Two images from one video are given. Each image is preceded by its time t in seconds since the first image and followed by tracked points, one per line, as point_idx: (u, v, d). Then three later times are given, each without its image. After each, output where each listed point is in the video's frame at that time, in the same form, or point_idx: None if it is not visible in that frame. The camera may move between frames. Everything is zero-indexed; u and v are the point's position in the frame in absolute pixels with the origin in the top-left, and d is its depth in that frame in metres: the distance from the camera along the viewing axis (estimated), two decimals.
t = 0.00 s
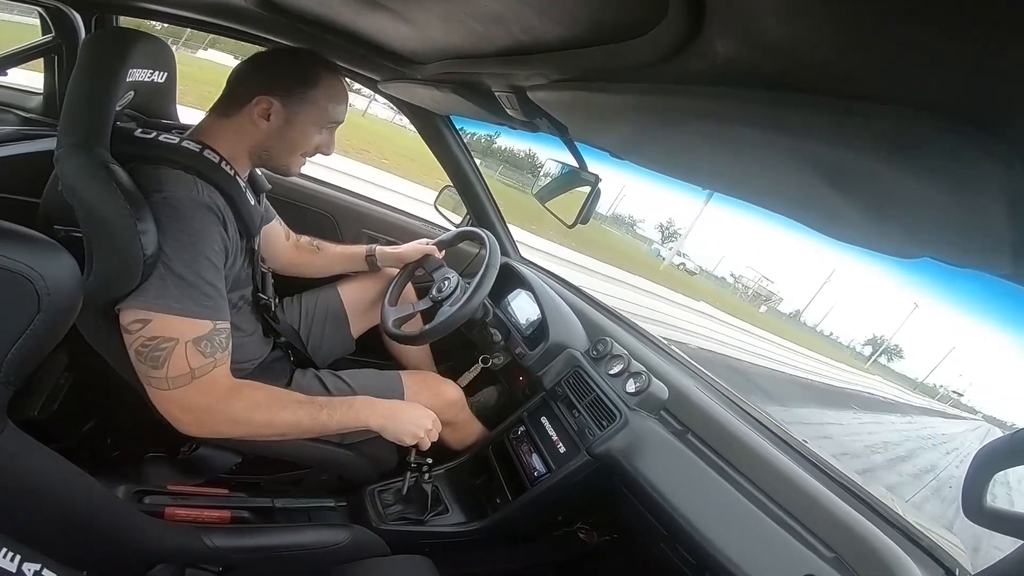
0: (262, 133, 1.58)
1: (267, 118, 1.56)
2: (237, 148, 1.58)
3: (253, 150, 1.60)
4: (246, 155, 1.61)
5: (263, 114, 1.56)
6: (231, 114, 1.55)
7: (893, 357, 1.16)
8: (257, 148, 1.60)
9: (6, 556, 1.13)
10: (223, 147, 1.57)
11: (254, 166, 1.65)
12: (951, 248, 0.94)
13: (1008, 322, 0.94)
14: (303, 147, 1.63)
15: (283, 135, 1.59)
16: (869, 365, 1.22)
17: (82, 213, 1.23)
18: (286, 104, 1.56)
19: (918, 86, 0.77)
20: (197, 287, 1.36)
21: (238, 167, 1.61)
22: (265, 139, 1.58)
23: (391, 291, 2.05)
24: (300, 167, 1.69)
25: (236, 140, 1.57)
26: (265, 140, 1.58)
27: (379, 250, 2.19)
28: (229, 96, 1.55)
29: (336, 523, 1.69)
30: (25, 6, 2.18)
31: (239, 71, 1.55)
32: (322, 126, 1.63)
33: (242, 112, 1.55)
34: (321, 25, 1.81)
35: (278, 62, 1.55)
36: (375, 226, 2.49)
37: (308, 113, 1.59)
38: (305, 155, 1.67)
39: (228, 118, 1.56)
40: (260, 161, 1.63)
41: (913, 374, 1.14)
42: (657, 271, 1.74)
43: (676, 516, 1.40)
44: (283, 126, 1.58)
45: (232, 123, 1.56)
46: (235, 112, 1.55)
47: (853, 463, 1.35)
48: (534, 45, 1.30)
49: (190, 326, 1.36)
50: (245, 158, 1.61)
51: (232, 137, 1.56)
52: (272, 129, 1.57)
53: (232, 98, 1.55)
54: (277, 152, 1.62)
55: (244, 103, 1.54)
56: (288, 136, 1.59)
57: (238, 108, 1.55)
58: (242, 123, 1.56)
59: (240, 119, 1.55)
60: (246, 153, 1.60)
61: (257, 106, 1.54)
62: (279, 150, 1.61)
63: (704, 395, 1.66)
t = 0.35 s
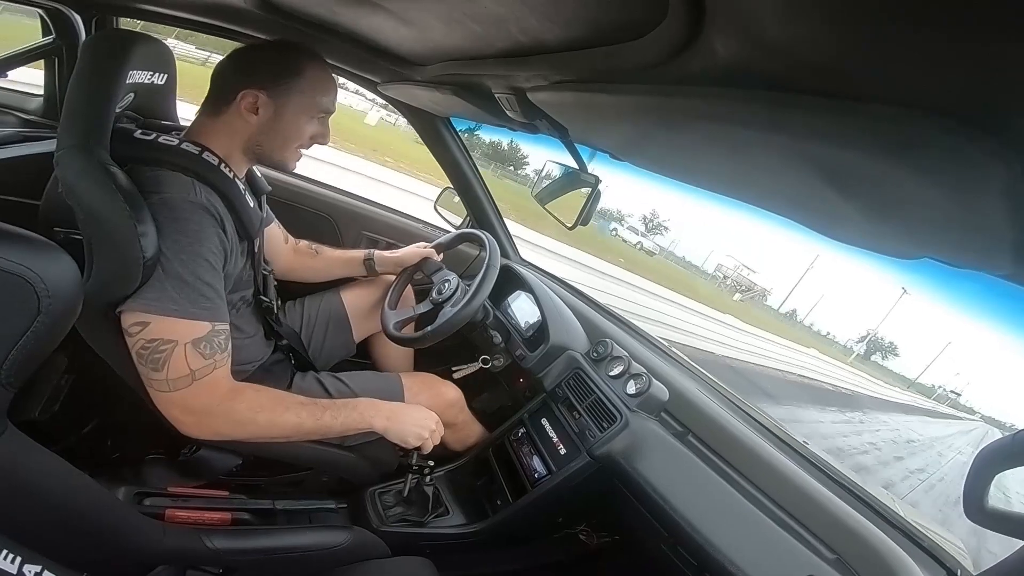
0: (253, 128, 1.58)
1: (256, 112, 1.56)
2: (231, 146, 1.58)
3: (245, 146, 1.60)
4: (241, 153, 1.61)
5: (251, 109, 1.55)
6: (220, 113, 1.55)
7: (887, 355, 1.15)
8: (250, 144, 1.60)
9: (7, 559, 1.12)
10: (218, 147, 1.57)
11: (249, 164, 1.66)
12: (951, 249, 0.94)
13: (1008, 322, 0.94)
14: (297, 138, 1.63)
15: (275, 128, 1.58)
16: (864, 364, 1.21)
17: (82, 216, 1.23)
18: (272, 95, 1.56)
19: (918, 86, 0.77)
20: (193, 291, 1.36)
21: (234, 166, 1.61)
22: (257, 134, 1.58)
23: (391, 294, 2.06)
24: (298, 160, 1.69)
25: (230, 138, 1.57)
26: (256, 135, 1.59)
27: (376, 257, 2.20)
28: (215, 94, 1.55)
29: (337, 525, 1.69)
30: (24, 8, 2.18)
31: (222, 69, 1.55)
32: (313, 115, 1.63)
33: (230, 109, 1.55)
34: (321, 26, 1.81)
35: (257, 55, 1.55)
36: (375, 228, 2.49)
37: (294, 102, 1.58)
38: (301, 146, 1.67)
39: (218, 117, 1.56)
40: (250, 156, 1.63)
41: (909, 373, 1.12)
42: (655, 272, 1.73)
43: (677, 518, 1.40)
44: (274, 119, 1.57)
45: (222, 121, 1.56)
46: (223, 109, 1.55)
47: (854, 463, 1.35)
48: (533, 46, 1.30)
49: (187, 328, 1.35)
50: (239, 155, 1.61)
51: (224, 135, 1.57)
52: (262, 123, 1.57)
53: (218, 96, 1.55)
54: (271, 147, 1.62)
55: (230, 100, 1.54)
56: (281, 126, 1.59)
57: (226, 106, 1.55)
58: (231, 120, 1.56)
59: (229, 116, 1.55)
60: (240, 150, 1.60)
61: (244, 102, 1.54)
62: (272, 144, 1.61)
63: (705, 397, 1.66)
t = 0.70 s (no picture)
0: (252, 127, 1.58)
1: (254, 111, 1.55)
2: (231, 144, 1.58)
3: (246, 145, 1.60)
4: (241, 151, 1.61)
5: (250, 108, 1.55)
6: (219, 112, 1.55)
7: (880, 352, 1.17)
8: (250, 143, 1.60)
9: (5, 559, 1.11)
10: (218, 147, 1.57)
11: (250, 163, 1.66)
12: (951, 251, 0.94)
13: (1008, 325, 0.95)
14: (296, 137, 1.63)
15: (274, 127, 1.58)
16: (860, 365, 1.22)
17: (82, 216, 1.23)
18: (270, 95, 1.55)
19: (917, 89, 0.77)
20: (192, 291, 1.36)
21: (234, 165, 1.61)
22: (257, 133, 1.58)
23: (388, 296, 2.06)
24: (298, 158, 1.69)
25: (229, 137, 1.57)
26: (256, 134, 1.59)
27: (376, 257, 2.18)
28: (214, 94, 1.55)
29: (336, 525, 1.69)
30: (25, 7, 2.18)
31: (221, 69, 1.55)
32: (310, 114, 1.63)
33: (228, 108, 1.55)
34: (321, 27, 1.81)
35: (256, 56, 1.55)
36: (375, 228, 2.49)
37: (292, 103, 1.58)
38: (302, 146, 1.67)
39: (217, 116, 1.55)
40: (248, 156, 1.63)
41: (900, 370, 1.15)
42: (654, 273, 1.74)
43: (677, 519, 1.39)
44: (273, 118, 1.57)
45: (221, 121, 1.56)
46: (223, 109, 1.55)
47: (853, 465, 1.35)
48: (533, 46, 1.30)
49: (186, 327, 1.35)
50: (239, 154, 1.61)
51: (223, 136, 1.57)
52: (261, 122, 1.57)
53: (217, 96, 1.54)
54: (271, 146, 1.62)
55: (228, 100, 1.54)
56: (280, 125, 1.59)
57: (224, 106, 1.54)
58: (230, 119, 1.56)
59: (229, 116, 1.55)
60: (240, 149, 1.60)
61: (242, 101, 1.54)
62: (272, 142, 1.61)
63: (704, 398, 1.66)
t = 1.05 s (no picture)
0: (248, 127, 1.57)
1: (250, 110, 1.55)
2: (226, 145, 1.58)
3: (243, 145, 1.60)
4: (236, 151, 1.61)
5: (245, 108, 1.55)
6: (214, 113, 1.55)
7: (873, 348, 1.19)
8: (245, 143, 1.60)
9: (4, 560, 1.12)
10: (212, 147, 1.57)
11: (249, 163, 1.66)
12: (949, 251, 0.94)
13: (1007, 327, 0.94)
14: (294, 136, 1.63)
15: (269, 126, 1.58)
16: (857, 362, 1.24)
17: (80, 215, 1.23)
18: (267, 95, 1.55)
19: (915, 89, 0.77)
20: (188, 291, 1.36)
21: (230, 165, 1.62)
22: (252, 133, 1.58)
23: (386, 297, 2.04)
24: (296, 157, 1.69)
25: (223, 138, 1.57)
26: (251, 134, 1.58)
27: (374, 257, 2.20)
28: (208, 94, 1.55)
29: (335, 525, 1.68)
30: (23, 6, 2.18)
31: (215, 68, 1.55)
32: (308, 111, 1.63)
33: (224, 109, 1.55)
34: (320, 26, 1.81)
35: (253, 55, 1.55)
36: (374, 228, 2.49)
37: (291, 101, 1.58)
38: (300, 144, 1.67)
39: (212, 117, 1.55)
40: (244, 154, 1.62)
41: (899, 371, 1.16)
42: (653, 272, 1.74)
43: (675, 519, 1.40)
44: (268, 118, 1.57)
45: (216, 121, 1.55)
46: (217, 110, 1.55)
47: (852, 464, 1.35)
48: (532, 46, 1.30)
49: (181, 330, 1.35)
50: (234, 155, 1.61)
51: (219, 136, 1.56)
52: (257, 121, 1.57)
53: (212, 95, 1.54)
54: (267, 145, 1.62)
55: (223, 100, 1.54)
56: (277, 124, 1.58)
57: (219, 106, 1.54)
58: (225, 119, 1.55)
59: (223, 116, 1.55)
60: (236, 149, 1.60)
61: (237, 101, 1.54)
62: (268, 142, 1.61)
63: (703, 398, 1.66)
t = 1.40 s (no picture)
0: (252, 122, 1.57)
1: (255, 104, 1.55)
2: (231, 141, 1.58)
3: (246, 141, 1.60)
4: (241, 149, 1.60)
5: (251, 102, 1.55)
6: (219, 109, 1.55)
7: (864, 343, 1.19)
8: (250, 139, 1.60)
9: (5, 559, 1.11)
10: (218, 144, 1.56)
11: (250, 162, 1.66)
12: (949, 251, 0.94)
13: (1006, 325, 0.95)
14: (296, 132, 1.63)
15: (274, 120, 1.58)
16: (852, 360, 1.23)
17: (81, 214, 1.23)
18: (270, 89, 1.55)
19: (915, 88, 0.77)
20: (191, 290, 1.36)
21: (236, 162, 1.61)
22: (256, 128, 1.58)
23: (386, 298, 2.04)
24: (294, 154, 1.69)
25: (229, 134, 1.57)
26: (256, 129, 1.58)
27: (374, 257, 2.21)
28: (212, 91, 1.54)
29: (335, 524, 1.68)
30: (24, 5, 2.17)
31: (219, 64, 1.55)
32: (310, 108, 1.63)
33: (229, 103, 1.54)
34: (320, 25, 1.81)
35: (252, 52, 1.55)
36: (374, 227, 2.48)
37: (293, 96, 1.58)
38: (300, 141, 1.67)
39: (217, 113, 1.55)
40: (246, 153, 1.62)
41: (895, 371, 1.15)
42: (652, 271, 1.74)
43: (675, 519, 1.40)
44: (273, 112, 1.57)
45: (221, 116, 1.55)
46: (222, 104, 1.54)
47: (852, 464, 1.35)
48: (533, 45, 1.30)
49: (191, 327, 1.36)
50: (240, 152, 1.61)
51: (223, 130, 1.56)
52: (261, 116, 1.57)
53: (215, 93, 1.54)
54: (270, 141, 1.61)
55: (228, 95, 1.54)
56: (281, 120, 1.59)
57: (224, 100, 1.54)
58: (231, 115, 1.55)
59: (228, 112, 1.55)
60: (241, 146, 1.60)
61: (242, 95, 1.54)
62: (272, 138, 1.61)
63: (703, 397, 1.66)
